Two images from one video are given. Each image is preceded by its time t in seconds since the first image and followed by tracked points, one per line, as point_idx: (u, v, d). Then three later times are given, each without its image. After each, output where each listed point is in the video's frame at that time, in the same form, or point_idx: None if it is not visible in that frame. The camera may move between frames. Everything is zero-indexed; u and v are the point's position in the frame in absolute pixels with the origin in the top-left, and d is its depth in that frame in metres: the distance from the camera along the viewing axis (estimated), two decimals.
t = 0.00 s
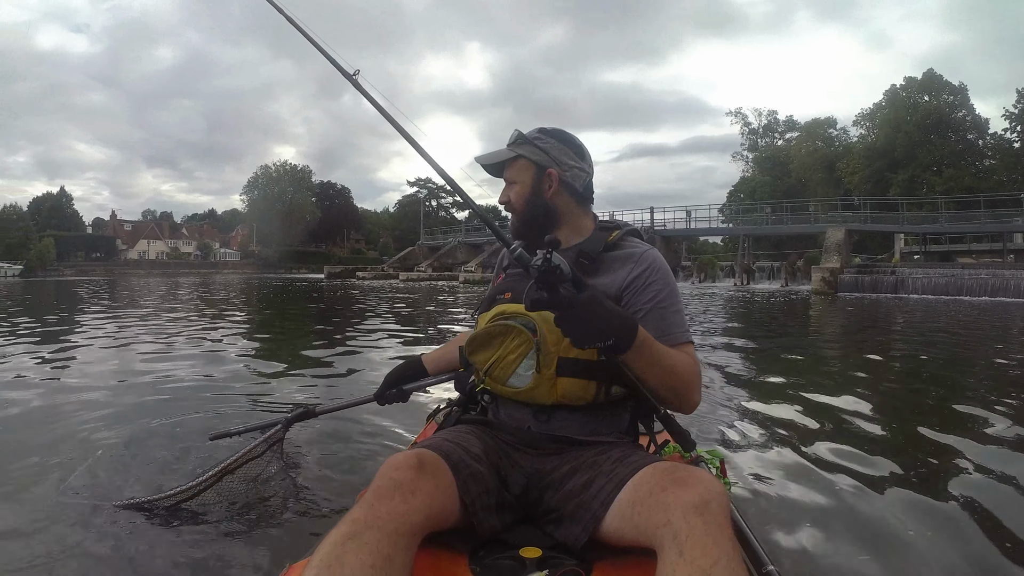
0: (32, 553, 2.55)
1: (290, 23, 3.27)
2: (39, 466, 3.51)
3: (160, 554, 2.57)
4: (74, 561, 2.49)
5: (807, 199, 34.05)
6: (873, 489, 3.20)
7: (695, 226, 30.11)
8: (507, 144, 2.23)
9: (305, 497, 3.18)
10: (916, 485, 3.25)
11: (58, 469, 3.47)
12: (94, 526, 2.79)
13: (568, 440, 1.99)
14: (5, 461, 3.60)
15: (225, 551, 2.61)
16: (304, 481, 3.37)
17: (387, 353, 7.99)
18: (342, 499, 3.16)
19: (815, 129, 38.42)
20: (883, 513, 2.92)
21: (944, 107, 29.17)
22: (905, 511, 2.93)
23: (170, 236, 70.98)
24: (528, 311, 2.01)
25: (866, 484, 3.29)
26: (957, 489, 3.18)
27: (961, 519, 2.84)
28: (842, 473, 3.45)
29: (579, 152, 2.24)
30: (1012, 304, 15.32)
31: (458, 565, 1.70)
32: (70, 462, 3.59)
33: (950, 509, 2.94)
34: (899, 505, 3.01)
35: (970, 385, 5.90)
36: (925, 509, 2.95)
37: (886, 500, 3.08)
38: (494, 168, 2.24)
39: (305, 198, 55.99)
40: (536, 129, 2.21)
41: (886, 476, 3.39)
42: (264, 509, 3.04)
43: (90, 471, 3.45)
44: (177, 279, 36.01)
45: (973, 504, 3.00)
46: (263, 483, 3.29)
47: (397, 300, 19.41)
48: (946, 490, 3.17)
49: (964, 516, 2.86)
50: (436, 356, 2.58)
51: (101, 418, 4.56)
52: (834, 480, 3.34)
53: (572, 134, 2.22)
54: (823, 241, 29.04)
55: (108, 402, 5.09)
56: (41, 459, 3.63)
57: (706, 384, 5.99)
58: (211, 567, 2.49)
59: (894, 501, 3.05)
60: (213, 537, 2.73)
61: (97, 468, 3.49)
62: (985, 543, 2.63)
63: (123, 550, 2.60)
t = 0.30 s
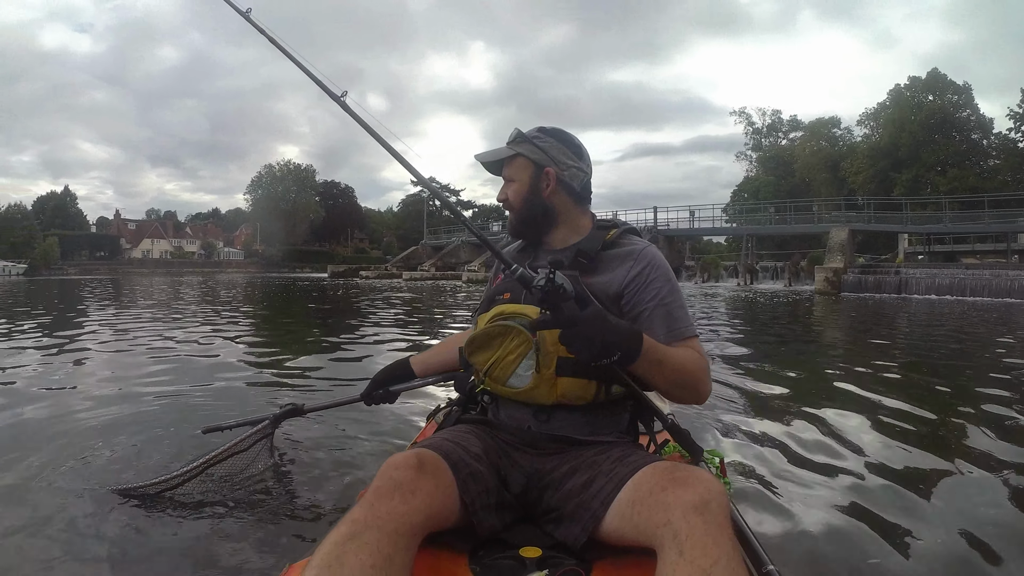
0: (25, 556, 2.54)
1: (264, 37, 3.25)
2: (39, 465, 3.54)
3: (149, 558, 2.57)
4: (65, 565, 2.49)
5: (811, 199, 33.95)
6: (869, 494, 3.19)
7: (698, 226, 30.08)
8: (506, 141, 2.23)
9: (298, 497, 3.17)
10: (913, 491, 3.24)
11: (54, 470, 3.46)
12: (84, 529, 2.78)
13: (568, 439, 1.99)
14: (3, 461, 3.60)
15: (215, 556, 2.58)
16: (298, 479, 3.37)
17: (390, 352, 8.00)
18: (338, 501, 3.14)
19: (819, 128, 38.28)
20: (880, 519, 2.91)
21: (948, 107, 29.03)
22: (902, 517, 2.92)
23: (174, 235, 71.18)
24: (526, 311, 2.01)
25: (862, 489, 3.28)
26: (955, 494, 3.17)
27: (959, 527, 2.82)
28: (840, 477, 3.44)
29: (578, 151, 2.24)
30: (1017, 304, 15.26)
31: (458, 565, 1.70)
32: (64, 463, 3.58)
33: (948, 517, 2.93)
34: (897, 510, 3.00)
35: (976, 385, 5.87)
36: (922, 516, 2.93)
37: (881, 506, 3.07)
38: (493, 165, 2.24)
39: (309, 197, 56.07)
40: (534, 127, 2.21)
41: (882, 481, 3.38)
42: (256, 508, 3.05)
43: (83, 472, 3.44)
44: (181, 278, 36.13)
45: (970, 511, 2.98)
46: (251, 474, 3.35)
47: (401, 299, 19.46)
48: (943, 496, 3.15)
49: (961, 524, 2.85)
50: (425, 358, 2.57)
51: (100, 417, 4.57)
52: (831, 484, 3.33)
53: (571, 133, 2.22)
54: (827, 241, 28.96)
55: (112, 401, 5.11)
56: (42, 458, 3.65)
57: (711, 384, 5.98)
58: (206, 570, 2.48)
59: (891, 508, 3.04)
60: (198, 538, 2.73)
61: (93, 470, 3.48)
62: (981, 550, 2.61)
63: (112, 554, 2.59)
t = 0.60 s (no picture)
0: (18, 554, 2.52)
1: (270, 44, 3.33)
2: (42, 459, 3.56)
3: (142, 556, 2.54)
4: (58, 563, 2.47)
5: (815, 201, 33.86)
6: (868, 495, 3.17)
7: (702, 227, 30.04)
8: (504, 143, 2.24)
9: (297, 496, 3.15)
10: (912, 492, 3.21)
11: (52, 466, 3.45)
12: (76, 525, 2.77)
13: (568, 440, 1.99)
14: (4, 456, 3.62)
15: (212, 556, 2.56)
16: (297, 476, 3.39)
17: (393, 351, 8.01)
18: (338, 500, 3.12)
19: (823, 130, 38.19)
20: (878, 519, 2.88)
21: (954, 109, 28.87)
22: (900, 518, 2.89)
23: (178, 233, 71.36)
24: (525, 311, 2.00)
25: (861, 488, 3.26)
26: (952, 495, 3.15)
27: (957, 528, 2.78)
28: (839, 478, 3.42)
29: (575, 150, 2.23)
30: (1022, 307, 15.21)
31: (458, 565, 1.70)
32: (62, 459, 3.56)
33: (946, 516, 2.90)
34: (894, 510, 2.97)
35: (979, 389, 5.85)
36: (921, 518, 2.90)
37: (879, 506, 3.05)
38: (492, 166, 2.25)
39: (313, 196, 56.14)
40: (532, 128, 2.21)
41: (882, 482, 3.36)
42: (255, 503, 3.07)
43: (80, 469, 3.43)
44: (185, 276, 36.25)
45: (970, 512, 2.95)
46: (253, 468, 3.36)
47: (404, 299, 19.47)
48: (941, 497, 3.13)
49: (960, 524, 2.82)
50: (423, 359, 2.58)
51: (104, 413, 4.60)
52: (828, 484, 3.31)
53: (567, 132, 2.21)
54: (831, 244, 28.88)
55: (117, 397, 5.14)
56: (45, 453, 3.67)
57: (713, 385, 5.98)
58: (202, 569, 2.46)
59: (888, 508, 3.02)
60: (193, 536, 2.72)
61: (92, 466, 3.46)
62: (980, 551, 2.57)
63: (103, 551, 2.56)
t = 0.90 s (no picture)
0: (17, 556, 2.52)
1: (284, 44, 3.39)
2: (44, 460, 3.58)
3: (140, 556, 2.54)
4: (58, 563, 2.48)
5: (819, 200, 33.79)
6: (868, 497, 3.16)
7: (705, 226, 30.00)
8: (500, 145, 2.24)
9: (297, 496, 3.15)
10: (913, 493, 3.20)
11: (52, 468, 3.45)
12: (77, 526, 2.77)
13: (568, 440, 1.99)
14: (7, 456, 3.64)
15: (211, 556, 2.56)
16: (295, 475, 3.41)
17: (395, 352, 8.02)
18: (338, 501, 3.12)
19: (826, 129, 38.11)
20: (878, 524, 2.85)
21: (957, 108, 28.78)
22: (901, 523, 2.86)
23: (180, 234, 71.51)
24: (525, 312, 2.00)
25: (861, 489, 3.26)
26: (953, 496, 3.14)
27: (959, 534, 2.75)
28: (842, 478, 3.41)
29: (572, 151, 2.24)
30: None
31: (458, 566, 1.70)
32: (62, 462, 3.56)
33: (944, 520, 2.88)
34: (893, 514, 2.96)
35: (983, 388, 5.83)
36: (922, 520, 2.89)
37: (880, 508, 3.03)
38: (489, 168, 2.25)
39: (315, 196, 56.21)
40: (528, 129, 2.21)
41: (884, 482, 3.36)
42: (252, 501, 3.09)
43: (82, 469, 3.45)
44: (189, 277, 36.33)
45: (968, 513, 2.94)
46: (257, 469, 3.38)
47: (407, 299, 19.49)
48: (942, 498, 3.12)
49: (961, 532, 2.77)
50: (420, 360, 2.58)
51: (106, 414, 4.61)
52: (829, 485, 3.30)
53: (564, 133, 2.21)
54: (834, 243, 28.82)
55: (119, 398, 5.15)
56: (48, 454, 3.69)
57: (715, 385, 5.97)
58: (200, 571, 2.45)
59: (889, 509, 3.00)
60: (193, 537, 2.72)
61: (92, 468, 3.46)
62: (981, 560, 2.53)
63: (102, 552, 2.56)
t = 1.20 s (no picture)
0: (12, 555, 2.51)
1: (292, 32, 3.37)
2: (46, 459, 3.61)
3: (141, 554, 2.56)
4: (60, 559, 2.50)
5: (821, 200, 33.75)
6: (865, 498, 3.14)
7: (707, 226, 29.97)
8: (498, 145, 2.25)
9: (295, 495, 3.17)
10: (913, 494, 3.19)
11: (51, 469, 3.45)
12: (77, 526, 2.77)
13: (567, 440, 2.00)
14: (10, 456, 3.66)
15: (208, 557, 2.55)
16: (292, 475, 3.41)
17: (397, 351, 8.04)
18: (337, 501, 3.11)
19: (829, 129, 38.05)
20: (877, 523, 2.86)
21: (959, 107, 28.69)
22: (897, 527, 2.82)
23: (183, 235, 71.64)
24: (524, 311, 2.00)
25: (858, 490, 3.24)
26: (952, 497, 3.12)
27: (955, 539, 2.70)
28: (843, 478, 3.41)
29: (570, 151, 2.24)
30: None
31: (458, 566, 1.70)
32: (64, 461, 3.59)
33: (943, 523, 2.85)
34: (891, 516, 2.93)
35: (987, 388, 5.82)
36: (920, 521, 2.88)
37: (876, 511, 3.01)
38: (488, 169, 2.26)
39: (318, 197, 56.28)
40: (525, 130, 2.22)
41: (883, 483, 3.35)
42: (250, 500, 3.11)
43: (82, 469, 3.47)
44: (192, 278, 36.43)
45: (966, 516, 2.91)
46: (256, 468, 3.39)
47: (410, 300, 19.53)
48: (940, 499, 3.10)
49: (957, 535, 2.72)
50: (417, 360, 2.58)
51: (109, 414, 4.65)
52: (826, 487, 3.29)
53: (562, 133, 2.22)
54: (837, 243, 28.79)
55: (122, 398, 5.17)
56: (50, 453, 3.71)
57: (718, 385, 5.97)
58: (197, 572, 2.44)
59: (889, 509, 3.01)
60: (192, 536, 2.73)
61: (91, 469, 3.46)
62: (978, 566, 2.47)
63: (100, 551, 2.57)
